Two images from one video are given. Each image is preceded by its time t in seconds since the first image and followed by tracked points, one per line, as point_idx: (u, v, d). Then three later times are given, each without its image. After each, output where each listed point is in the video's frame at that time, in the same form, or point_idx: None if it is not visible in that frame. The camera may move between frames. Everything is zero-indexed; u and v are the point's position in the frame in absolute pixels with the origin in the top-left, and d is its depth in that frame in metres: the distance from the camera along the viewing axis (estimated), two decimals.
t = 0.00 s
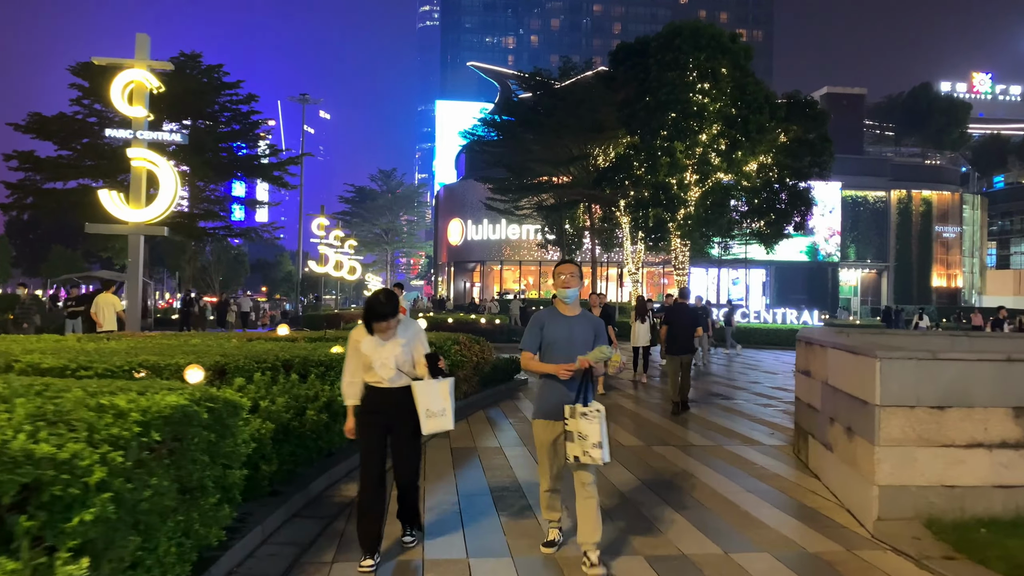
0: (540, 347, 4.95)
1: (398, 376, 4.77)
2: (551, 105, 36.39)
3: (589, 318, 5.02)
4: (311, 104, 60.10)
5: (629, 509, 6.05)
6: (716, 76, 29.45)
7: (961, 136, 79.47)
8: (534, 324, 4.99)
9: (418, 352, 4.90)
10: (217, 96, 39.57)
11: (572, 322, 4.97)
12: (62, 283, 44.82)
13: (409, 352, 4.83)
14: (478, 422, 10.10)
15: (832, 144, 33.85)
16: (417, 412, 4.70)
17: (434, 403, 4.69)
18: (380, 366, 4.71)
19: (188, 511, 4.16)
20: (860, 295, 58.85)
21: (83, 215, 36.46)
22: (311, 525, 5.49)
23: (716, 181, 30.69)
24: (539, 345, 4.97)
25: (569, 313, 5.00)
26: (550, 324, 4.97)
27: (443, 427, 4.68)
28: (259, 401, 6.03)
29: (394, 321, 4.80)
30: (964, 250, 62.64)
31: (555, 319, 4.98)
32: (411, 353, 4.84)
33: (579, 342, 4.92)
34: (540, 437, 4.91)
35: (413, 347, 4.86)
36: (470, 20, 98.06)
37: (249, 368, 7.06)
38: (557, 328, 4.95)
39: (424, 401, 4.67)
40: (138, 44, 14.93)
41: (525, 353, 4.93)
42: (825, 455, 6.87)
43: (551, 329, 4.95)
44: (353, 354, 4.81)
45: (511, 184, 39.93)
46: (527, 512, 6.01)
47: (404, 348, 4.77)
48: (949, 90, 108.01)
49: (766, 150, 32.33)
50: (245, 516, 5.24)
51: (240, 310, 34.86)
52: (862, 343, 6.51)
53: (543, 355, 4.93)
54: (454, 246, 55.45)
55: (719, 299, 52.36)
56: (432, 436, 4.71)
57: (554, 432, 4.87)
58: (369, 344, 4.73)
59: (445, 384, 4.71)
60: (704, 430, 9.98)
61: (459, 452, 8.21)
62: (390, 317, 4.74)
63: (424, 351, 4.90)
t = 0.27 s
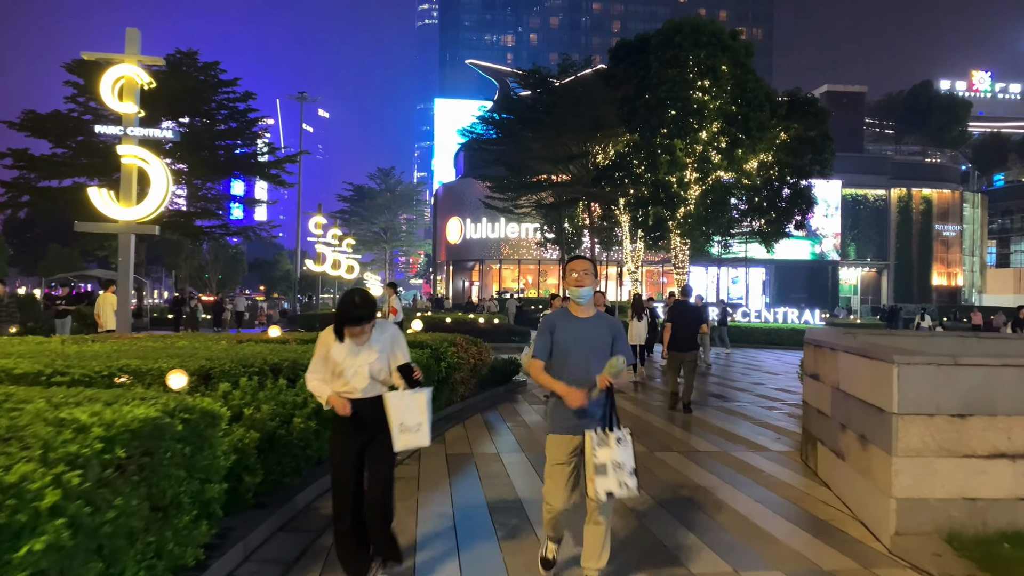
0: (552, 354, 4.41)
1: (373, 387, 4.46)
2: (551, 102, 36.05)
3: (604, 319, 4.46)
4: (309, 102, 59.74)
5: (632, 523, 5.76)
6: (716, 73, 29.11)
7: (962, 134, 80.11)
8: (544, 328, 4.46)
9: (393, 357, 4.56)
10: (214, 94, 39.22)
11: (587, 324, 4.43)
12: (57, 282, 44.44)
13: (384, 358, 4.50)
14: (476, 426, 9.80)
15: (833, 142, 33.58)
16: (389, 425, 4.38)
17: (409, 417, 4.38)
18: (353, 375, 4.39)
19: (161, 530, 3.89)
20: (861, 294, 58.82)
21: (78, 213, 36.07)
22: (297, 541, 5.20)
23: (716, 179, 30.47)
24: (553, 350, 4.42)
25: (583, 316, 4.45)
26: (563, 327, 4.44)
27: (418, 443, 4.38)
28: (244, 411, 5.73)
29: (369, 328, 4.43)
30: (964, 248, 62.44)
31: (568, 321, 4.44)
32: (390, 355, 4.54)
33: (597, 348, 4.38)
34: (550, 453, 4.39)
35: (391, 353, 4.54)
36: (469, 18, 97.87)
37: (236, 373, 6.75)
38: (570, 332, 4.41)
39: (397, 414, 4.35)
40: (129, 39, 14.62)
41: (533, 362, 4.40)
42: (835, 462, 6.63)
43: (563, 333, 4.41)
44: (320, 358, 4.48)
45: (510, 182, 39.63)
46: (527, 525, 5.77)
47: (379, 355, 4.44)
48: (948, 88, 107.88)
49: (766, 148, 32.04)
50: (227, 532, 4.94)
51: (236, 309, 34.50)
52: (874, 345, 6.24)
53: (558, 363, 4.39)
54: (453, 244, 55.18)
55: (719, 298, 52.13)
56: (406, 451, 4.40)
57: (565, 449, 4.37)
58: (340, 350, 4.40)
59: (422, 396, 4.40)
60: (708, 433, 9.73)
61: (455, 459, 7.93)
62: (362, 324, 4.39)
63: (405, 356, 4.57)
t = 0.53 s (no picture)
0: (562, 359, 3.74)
1: (352, 399, 3.96)
2: (550, 100, 35.80)
3: (621, 318, 3.77)
4: (306, 100, 59.44)
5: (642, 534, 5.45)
6: (717, 70, 28.82)
7: (962, 132, 80.48)
8: (550, 334, 3.78)
9: (377, 367, 4.05)
10: (210, 91, 38.84)
11: (602, 325, 3.73)
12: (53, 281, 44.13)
13: (368, 367, 3.99)
14: (474, 427, 9.54)
15: (834, 140, 33.18)
16: (361, 451, 3.84)
17: (384, 444, 3.82)
18: (329, 385, 3.91)
19: (137, 543, 3.60)
20: (861, 292, 58.80)
21: (72, 211, 35.73)
22: (289, 551, 4.94)
23: (716, 176, 30.19)
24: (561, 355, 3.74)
25: (596, 316, 3.77)
26: (572, 328, 3.74)
27: (390, 475, 3.81)
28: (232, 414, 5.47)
29: (346, 316, 3.98)
30: (963, 247, 62.30)
31: (577, 322, 3.75)
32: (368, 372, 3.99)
33: (614, 352, 3.67)
34: (568, 472, 3.67)
35: (374, 363, 4.02)
36: (468, 17, 97.45)
37: (225, 373, 6.48)
38: (578, 333, 3.72)
39: (371, 441, 3.80)
40: (120, 31, 14.34)
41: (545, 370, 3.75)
42: (849, 467, 6.37)
43: (572, 335, 3.72)
44: (298, 369, 3.99)
45: (509, 180, 39.33)
46: (531, 534, 5.49)
47: (360, 365, 3.94)
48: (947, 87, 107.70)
49: (767, 146, 31.72)
50: (211, 543, 4.67)
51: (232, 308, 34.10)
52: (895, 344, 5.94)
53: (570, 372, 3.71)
54: (451, 243, 54.85)
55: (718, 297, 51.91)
56: (376, 483, 3.86)
57: (582, 474, 3.67)
58: (318, 352, 3.94)
59: (400, 421, 3.84)
60: (714, 437, 9.41)
61: (454, 463, 7.64)
62: (341, 307, 3.95)
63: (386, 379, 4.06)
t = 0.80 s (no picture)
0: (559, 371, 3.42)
1: (331, 413, 3.45)
2: (549, 98, 35.54)
3: (630, 322, 3.44)
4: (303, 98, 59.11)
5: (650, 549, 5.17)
6: (717, 67, 28.52)
7: (960, 130, 80.52)
8: (546, 344, 3.46)
9: (357, 378, 3.55)
10: (206, 89, 38.48)
11: (607, 331, 3.39)
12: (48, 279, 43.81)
13: (346, 378, 3.49)
14: (472, 432, 9.29)
15: (834, 138, 32.95)
16: (342, 493, 3.26)
17: (368, 482, 3.28)
18: (298, 397, 3.41)
19: (108, 566, 3.33)
20: (858, 291, 59.34)
21: (67, 210, 35.39)
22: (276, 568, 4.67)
23: (716, 175, 30.10)
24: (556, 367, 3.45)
25: (600, 321, 3.44)
26: (569, 337, 3.41)
27: (373, 518, 3.27)
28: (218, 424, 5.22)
29: (327, 305, 3.64)
30: (962, 246, 62.19)
31: (577, 328, 3.42)
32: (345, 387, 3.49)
33: (621, 362, 3.32)
34: (563, 503, 3.33)
35: (356, 370, 3.55)
36: (465, 15, 96.47)
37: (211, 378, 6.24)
38: (576, 342, 3.39)
39: (354, 479, 3.23)
40: (109, 26, 14.05)
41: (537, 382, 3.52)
42: (862, 475, 6.13)
43: (569, 344, 3.39)
44: (266, 376, 3.50)
45: (506, 179, 39.09)
46: (532, 550, 5.22)
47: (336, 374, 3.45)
48: (945, 85, 107.61)
49: (766, 144, 31.51)
50: (195, 559, 4.42)
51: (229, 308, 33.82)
52: (910, 348, 5.71)
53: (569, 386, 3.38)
54: (448, 241, 54.61)
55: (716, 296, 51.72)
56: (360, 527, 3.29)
57: (585, 505, 3.31)
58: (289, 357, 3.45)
59: (384, 455, 3.32)
60: (719, 441, 9.16)
61: (451, 471, 7.37)
62: (322, 296, 3.62)
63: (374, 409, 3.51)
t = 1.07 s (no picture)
0: (557, 366, 3.03)
1: (298, 433, 3.04)
2: (547, 96, 35.28)
3: (632, 314, 3.10)
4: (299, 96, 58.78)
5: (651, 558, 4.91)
6: (715, 65, 28.30)
7: (959, 129, 80.33)
8: (540, 332, 3.04)
9: (326, 399, 3.13)
10: (201, 87, 38.12)
11: (609, 326, 3.03)
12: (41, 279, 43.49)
13: (311, 390, 3.08)
14: (467, 433, 9.02)
15: (833, 136, 32.68)
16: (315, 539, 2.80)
17: (345, 524, 2.81)
18: (262, 413, 3.01)
19: None
20: (857, 291, 59.07)
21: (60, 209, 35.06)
22: None
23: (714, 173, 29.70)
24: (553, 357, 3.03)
25: (602, 313, 3.08)
26: (570, 326, 3.02)
27: (358, 568, 2.81)
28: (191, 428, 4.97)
29: (272, 293, 3.29)
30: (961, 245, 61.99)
31: (575, 320, 3.03)
32: (312, 400, 3.07)
33: (623, 359, 2.96)
34: (557, 525, 2.93)
35: (323, 379, 3.14)
36: (463, 13, 95.58)
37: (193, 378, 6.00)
38: (576, 335, 3.00)
39: (327, 522, 2.77)
40: (97, 18, 13.75)
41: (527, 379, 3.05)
42: (873, 479, 5.84)
43: (569, 336, 2.99)
44: (218, 391, 3.12)
45: (503, 178, 38.83)
46: (530, 561, 4.95)
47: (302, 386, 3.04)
48: (943, 84, 107.42)
49: (765, 142, 31.20)
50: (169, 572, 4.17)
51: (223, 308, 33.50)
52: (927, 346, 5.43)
53: (568, 385, 2.98)
54: (446, 241, 54.32)
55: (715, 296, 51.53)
56: None
57: (590, 529, 2.92)
58: (244, 366, 3.06)
59: (365, 489, 2.86)
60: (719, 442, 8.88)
61: (443, 473, 7.11)
62: (265, 286, 3.28)
63: (344, 432, 3.09)
